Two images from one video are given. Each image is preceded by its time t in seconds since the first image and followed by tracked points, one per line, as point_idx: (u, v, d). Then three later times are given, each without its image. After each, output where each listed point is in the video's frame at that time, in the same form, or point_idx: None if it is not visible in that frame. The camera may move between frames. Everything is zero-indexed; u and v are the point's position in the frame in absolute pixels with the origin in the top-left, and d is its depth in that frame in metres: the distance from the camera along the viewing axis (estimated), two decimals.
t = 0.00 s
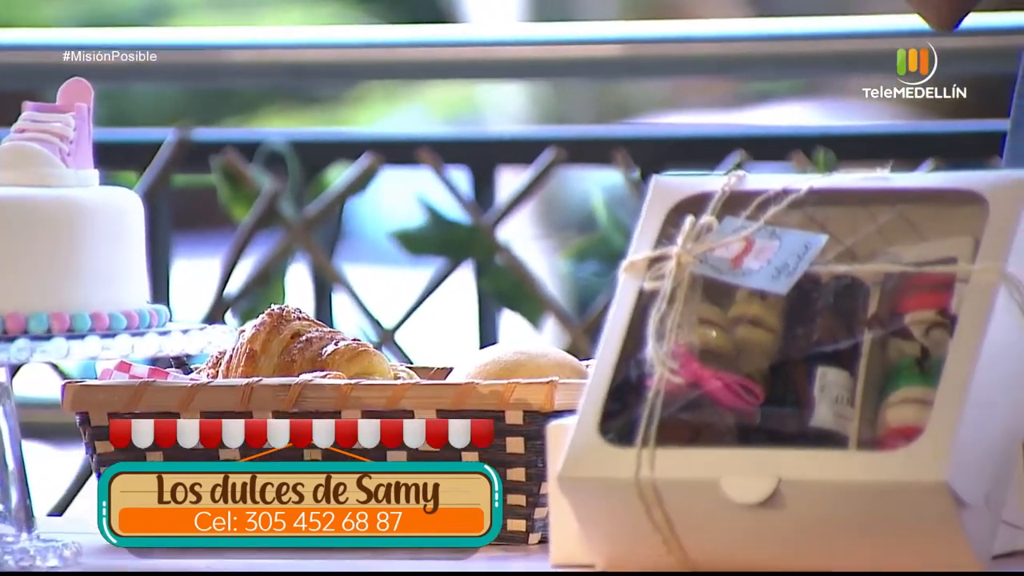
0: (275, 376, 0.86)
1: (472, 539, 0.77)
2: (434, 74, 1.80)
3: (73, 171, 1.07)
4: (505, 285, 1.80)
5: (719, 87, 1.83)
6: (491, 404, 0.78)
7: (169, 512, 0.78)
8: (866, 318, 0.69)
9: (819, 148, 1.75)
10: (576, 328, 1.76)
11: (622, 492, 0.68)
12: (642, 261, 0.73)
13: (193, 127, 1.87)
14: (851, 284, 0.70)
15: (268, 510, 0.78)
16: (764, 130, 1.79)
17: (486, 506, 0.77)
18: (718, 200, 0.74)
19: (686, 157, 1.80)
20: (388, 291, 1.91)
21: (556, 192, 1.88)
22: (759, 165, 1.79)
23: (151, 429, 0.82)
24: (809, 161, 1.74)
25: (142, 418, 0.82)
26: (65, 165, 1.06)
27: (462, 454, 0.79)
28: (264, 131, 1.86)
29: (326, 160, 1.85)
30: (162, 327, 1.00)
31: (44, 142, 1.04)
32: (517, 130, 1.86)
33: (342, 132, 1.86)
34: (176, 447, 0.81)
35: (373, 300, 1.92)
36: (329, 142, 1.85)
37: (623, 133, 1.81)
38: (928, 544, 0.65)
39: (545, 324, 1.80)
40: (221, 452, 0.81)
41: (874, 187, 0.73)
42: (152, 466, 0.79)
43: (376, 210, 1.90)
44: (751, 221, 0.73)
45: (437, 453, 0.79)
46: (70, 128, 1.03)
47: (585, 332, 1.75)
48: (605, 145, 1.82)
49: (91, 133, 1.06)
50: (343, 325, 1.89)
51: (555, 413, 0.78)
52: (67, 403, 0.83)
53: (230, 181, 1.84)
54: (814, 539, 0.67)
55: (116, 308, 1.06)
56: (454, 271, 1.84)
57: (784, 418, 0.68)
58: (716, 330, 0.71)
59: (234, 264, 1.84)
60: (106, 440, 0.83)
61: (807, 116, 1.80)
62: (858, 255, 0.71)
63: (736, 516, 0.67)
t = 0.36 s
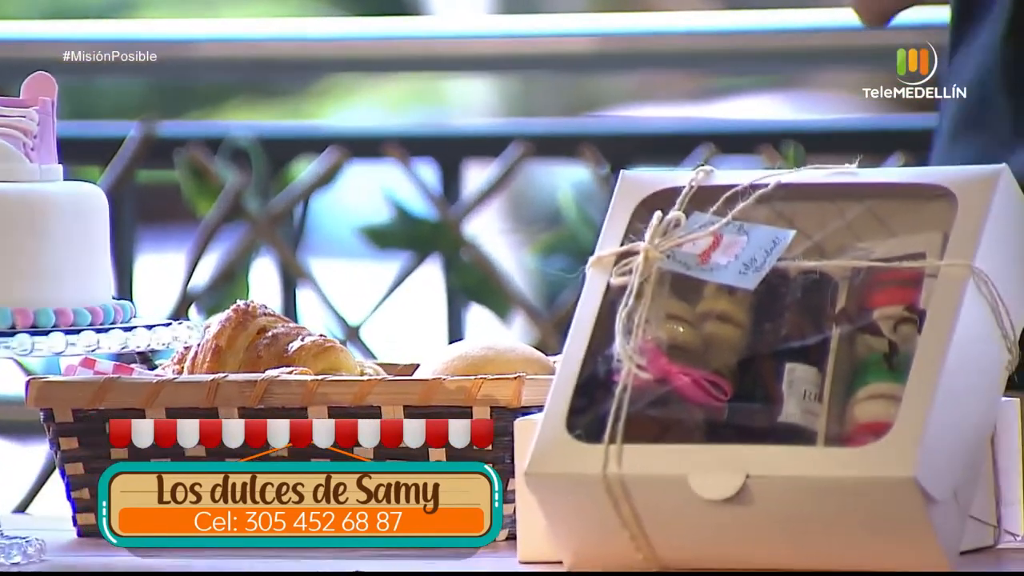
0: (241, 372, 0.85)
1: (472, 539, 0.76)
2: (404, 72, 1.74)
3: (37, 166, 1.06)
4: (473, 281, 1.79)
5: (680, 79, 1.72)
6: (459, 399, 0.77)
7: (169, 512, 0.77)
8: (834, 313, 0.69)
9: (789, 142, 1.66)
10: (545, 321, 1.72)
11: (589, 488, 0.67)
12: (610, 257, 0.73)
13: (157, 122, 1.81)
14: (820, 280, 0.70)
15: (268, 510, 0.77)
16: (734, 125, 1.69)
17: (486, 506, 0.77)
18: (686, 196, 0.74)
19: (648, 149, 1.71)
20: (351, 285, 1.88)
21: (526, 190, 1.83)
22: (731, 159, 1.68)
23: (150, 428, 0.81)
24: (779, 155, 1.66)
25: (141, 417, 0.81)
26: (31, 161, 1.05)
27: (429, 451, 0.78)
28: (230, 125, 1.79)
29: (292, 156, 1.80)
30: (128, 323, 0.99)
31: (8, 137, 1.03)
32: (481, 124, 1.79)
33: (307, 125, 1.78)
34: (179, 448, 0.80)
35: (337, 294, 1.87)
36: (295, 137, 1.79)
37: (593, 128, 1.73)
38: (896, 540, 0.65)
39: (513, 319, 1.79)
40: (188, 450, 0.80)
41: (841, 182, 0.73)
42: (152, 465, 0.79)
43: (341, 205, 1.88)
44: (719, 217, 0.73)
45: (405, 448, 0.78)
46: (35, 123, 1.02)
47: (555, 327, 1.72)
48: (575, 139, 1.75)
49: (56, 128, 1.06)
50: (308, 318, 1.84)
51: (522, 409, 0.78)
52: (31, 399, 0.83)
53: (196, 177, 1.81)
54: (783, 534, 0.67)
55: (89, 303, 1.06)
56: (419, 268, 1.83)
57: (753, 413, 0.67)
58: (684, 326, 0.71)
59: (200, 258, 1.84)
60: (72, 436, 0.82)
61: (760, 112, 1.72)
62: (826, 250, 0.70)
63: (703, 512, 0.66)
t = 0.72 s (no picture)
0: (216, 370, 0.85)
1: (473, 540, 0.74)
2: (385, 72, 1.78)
3: (11, 162, 1.04)
4: (447, 277, 1.92)
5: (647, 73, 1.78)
6: (434, 396, 0.77)
7: (168, 512, 0.74)
8: (810, 310, 0.70)
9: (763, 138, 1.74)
10: (522, 316, 1.84)
11: (565, 485, 0.67)
12: (586, 253, 0.73)
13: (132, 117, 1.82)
14: (795, 276, 0.71)
15: (268, 510, 0.74)
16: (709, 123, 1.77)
17: (486, 505, 0.74)
18: (661, 191, 0.74)
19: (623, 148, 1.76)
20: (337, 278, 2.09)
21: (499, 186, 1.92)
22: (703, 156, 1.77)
23: (151, 428, 0.80)
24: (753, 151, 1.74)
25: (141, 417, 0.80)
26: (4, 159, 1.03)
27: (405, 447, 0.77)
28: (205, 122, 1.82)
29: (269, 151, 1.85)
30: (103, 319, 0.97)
31: None
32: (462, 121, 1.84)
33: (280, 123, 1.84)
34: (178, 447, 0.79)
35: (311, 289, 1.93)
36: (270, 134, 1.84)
37: (566, 123, 1.80)
38: (871, 538, 0.65)
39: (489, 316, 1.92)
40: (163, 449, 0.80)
41: (819, 178, 0.73)
42: (151, 465, 0.75)
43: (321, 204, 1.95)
44: (694, 213, 0.74)
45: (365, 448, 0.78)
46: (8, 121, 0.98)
47: (531, 324, 1.84)
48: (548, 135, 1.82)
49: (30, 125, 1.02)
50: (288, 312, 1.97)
51: (498, 406, 0.77)
52: (5, 395, 0.83)
53: (173, 174, 1.86)
54: (761, 530, 0.67)
55: (63, 299, 1.04)
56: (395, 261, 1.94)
57: (729, 409, 0.67)
58: (660, 322, 0.70)
59: (175, 255, 1.88)
60: (47, 433, 0.83)
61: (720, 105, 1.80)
62: (801, 247, 0.72)
63: (678, 508, 0.66)
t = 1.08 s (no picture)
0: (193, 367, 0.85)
1: (472, 540, 0.70)
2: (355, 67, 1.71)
3: None
4: (424, 274, 1.89)
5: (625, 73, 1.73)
6: (412, 394, 0.76)
7: (168, 512, 0.70)
8: (787, 308, 0.70)
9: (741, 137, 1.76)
10: (499, 315, 1.83)
11: (543, 482, 0.67)
12: (563, 251, 0.73)
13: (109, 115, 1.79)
14: (772, 274, 0.71)
15: (268, 510, 0.71)
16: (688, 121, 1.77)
17: (486, 506, 0.70)
18: (638, 189, 0.74)
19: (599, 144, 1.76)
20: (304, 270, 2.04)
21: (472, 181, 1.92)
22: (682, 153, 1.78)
23: (150, 428, 0.78)
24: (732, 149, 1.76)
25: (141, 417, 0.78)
26: None
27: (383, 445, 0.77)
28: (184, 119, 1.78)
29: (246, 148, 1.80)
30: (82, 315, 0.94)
31: None
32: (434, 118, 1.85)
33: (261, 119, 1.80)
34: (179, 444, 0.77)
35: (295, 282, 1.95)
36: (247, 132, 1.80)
37: (543, 122, 1.81)
38: (847, 535, 0.66)
39: (466, 315, 1.89)
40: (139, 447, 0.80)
41: (795, 176, 0.73)
42: (152, 464, 0.71)
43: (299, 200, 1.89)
44: (672, 211, 0.73)
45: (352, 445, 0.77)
46: None
47: (508, 321, 1.83)
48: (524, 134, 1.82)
49: None
50: (261, 312, 1.92)
51: (476, 403, 0.77)
52: None
53: (149, 171, 1.80)
54: (737, 527, 0.67)
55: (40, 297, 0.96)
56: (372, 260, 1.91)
57: (706, 406, 0.67)
58: (637, 320, 0.70)
59: (152, 252, 1.82)
60: (22, 431, 0.83)
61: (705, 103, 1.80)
62: (779, 244, 0.71)
63: (655, 505, 0.66)
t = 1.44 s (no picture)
0: (170, 361, 0.85)
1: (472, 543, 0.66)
2: (322, 63, 1.64)
3: None
4: (402, 268, 1.74)
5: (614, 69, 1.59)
6: (389, 387, 0.76)
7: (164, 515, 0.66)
8: (764, 302, 0.70)
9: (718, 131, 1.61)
10: (477, 309, 1.70)
11: (521, 476, 0.67)
12: (541, 245, 0.73)
13: (85, 108, 1.69)
14: (750, 268, 0.71)
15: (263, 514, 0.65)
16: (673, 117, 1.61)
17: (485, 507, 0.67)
18: (616, 183, 0.74)
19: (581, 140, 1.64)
20: (279, 265, 1.78)
21: (452, 176, 1.76)
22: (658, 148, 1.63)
23: (151, 428, 0.73)
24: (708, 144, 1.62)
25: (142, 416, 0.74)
26: None
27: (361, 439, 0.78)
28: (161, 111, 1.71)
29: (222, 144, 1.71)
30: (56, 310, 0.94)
31: None
32: (411, 109, 1.68)
33: (242, 110, 1.69)
34: (174, 446, 0.74)
35: (264, 279, 1.77)
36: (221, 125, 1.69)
37: (520, 114, 1.65)
38: (824, 529, 0.66)
39: (445, 307, 1.74)
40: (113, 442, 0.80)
41: (773, 171, 0.73)
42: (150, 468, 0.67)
43: (267, 194, 1.76)
44: (649, 206, 0.74)
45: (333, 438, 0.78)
46: None
47: (487, 316, 1.70)
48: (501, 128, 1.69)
49: None
50: (236, 309, 1.74)
51: (453, 398, 0.77)
52: None
53: (126, 165, 1.73)
54: (714, 521, 0.67)
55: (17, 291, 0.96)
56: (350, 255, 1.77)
57: (684, 401, 0.67)
58: (616, 314, 0.70)
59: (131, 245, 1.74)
60: None
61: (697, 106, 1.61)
62: (757, 239, 0.71)
63: (633, 499, 0.66)
